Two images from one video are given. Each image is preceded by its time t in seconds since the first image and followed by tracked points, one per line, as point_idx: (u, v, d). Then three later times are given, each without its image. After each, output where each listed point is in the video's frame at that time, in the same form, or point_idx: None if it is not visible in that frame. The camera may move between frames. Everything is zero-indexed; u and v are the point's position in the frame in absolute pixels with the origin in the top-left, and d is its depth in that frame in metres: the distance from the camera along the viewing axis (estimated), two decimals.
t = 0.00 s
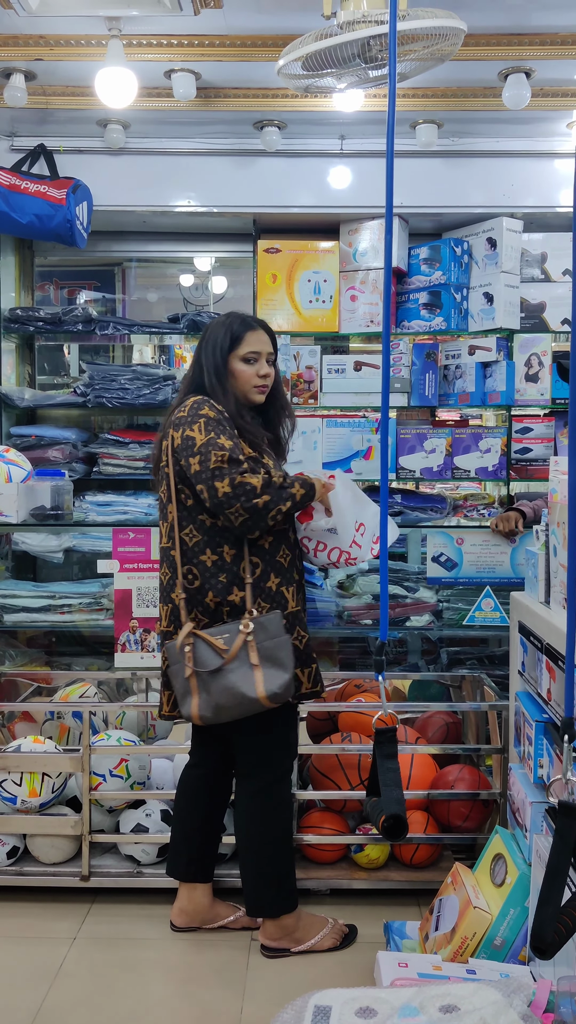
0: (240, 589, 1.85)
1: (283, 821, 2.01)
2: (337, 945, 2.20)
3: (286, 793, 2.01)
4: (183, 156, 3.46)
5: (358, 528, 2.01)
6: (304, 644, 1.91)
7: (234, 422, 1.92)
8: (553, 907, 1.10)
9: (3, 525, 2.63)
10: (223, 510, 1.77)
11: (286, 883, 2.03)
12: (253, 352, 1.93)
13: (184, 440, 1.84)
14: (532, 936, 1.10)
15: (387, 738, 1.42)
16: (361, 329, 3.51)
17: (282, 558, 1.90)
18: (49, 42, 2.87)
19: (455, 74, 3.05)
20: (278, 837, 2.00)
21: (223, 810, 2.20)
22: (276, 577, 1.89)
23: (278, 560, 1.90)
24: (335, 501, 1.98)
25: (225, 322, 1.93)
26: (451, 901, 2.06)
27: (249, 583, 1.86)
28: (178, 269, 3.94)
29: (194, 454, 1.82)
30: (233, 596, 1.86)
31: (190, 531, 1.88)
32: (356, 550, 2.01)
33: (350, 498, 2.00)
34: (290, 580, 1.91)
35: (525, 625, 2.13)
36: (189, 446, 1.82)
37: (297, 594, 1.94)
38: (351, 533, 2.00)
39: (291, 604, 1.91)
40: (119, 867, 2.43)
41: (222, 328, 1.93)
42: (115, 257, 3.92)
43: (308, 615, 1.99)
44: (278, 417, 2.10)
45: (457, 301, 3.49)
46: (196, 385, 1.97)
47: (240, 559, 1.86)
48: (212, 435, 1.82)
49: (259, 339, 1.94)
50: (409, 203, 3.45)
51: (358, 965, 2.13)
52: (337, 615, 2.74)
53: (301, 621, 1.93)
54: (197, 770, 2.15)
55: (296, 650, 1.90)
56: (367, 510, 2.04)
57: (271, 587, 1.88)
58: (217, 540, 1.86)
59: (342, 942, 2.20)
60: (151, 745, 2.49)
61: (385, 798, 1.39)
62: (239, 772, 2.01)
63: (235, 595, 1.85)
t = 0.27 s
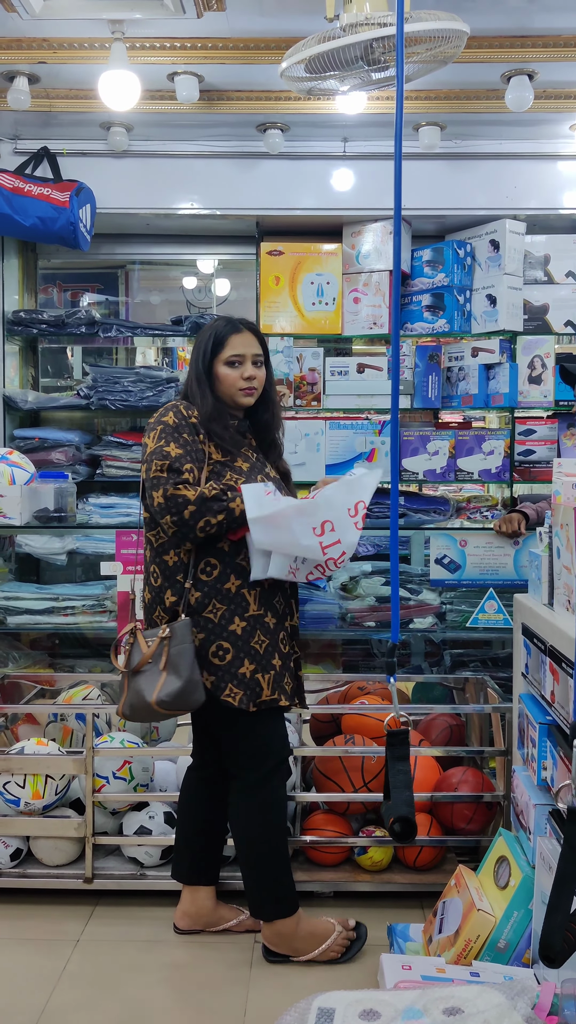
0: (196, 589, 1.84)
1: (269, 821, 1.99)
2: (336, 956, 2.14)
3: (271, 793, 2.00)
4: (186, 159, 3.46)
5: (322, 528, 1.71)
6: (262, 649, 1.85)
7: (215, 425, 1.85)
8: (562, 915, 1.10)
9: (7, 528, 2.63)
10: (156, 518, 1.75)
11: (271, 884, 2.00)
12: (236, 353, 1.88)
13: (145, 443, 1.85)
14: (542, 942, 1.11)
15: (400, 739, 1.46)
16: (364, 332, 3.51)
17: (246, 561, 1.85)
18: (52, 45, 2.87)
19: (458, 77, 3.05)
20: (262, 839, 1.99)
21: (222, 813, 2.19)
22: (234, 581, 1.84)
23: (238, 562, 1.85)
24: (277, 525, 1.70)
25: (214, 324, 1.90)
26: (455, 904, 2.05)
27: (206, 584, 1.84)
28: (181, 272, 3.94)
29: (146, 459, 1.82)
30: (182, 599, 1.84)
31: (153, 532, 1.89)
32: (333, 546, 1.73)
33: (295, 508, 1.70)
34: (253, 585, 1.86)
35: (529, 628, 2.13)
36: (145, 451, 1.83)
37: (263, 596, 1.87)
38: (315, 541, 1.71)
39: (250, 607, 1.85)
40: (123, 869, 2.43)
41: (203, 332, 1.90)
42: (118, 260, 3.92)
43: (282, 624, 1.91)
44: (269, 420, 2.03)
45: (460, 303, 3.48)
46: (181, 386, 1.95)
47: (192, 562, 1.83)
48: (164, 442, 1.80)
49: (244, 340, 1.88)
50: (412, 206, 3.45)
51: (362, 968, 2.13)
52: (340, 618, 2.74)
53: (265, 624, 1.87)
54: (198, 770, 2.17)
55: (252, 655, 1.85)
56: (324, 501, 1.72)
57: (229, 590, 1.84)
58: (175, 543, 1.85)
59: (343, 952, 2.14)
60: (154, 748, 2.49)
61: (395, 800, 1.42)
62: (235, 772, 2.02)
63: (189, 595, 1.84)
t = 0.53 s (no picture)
0: (168, 590, 1.91)
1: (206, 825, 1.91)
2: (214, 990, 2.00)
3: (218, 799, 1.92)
4: (191, 162, 3.47)
5: (272, 512, 1.66)
6: (225, 656, 1.88)
7: (204, 427, 1.88)
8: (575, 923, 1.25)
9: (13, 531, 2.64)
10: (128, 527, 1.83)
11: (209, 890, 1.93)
12: (226, 354, 1.91)
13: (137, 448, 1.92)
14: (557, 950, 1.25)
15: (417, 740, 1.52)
16: (369, 335, 3.51)
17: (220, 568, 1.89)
18: (58, 49, 2.88)
19: (463, 79, 3.06)
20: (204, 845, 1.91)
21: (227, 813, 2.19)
22: (203, 588, 1.88)
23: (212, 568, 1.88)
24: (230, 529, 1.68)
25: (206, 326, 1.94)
26: (460, 907, 2.05)
27: (178, 588, 1.89)
28: (186, 275, 3.95)
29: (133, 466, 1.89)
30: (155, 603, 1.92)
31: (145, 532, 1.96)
32: (291, 522, 1.67)
33: (237, 509, 1.67)
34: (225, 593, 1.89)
35: (535, 630, 2.12)
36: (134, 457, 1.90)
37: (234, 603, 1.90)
38: (269, 528, 1.67)
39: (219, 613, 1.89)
40: (128, 872, 2.42)
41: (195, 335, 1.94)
42: (124, 263, 3.93)
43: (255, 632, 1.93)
44: (264, 419, 2.06)
45: (465, 305, 3.48)
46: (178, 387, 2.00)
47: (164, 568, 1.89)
48: (145, 456, 1.84)
49: (234, 342, 1.92)
50: (418, 208, 3.45)
51: (367, 971, 2.13)
52: (345, 621, 2.73)
53: (233, 631, 1.90)
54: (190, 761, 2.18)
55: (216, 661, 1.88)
56: (266, 483, 1.66)
57: (198, 596, 1.88)
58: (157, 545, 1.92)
59: (228, 992, 2.00)
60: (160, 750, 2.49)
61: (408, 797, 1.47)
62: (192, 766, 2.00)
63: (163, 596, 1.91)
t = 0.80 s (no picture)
0: (160, 595, 1.89)
1: (170, 829, 1.94)
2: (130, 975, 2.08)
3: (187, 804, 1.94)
4: (206, 166, 3.48)
5: (243, 498, 1.64)
6: (209, 663, 1.86)
7: (197, 433, 1.84)
8: None
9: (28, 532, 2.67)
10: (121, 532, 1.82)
11: (163, 885, 1.99)
12: (221, 355, 1.83)
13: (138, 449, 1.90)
14: None
15: (436, 743, 1.66)
16: (383, 337, 3.50)
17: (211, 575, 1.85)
18: (74, 54, 2.90)
19: (478, 83, 3.06)
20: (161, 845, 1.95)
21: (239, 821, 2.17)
22: (190, 595, 1.85)
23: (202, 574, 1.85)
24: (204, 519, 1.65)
25: (202, 325, 1.85)
26: (476, 912, 2.04)
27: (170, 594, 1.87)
28: (200, 278, 3.95)
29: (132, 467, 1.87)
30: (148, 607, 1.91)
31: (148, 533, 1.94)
32: (262, 508, 1.64)
33: (210, 496, 1.65)
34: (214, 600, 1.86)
35: (551, 634, 2.11)
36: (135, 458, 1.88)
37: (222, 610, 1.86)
38: (240, 515, 1.64)
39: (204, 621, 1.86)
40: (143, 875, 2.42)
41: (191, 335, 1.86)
42: (138, 267, 3.94)
43: (247, 637, 1.89)
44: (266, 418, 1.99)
45: (480, 308, 3.48)
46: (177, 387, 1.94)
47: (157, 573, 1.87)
48: (139, 466, 1.80)
49: (230, 342, 1.84)
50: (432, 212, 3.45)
51: (383, 975, 2.12)
52: (360, 623, 2.74)
53: (219, 639, 1.87)
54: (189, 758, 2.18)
55: (200, 668, 1.86)
56: (236, 468, 1.65)
57: (187, 602, 1.86)
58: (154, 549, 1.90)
59: (139, 979, 2.07)
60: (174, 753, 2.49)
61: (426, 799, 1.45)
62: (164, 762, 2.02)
63: (155, 602, 1.89)
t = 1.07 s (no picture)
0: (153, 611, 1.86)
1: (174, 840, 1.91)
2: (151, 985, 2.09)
3: (180, 818, 1.90)
4: (229, 178, 3.50)
5: (311, 450, 1.50)
6: (202, 677, 1.79)
7: (188, 441, 1.79)
8: None
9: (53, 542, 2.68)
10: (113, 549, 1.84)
11: (176, 894, 1.95)
12: (217, 360, 1.77)
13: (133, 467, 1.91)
14: None
15: (462, 754, 1.63)
16: (406, 347, 3.50)
17: (198, 589, 1.80)
18: (98, 67, 2.93)
19: (500, 92, 3.06)
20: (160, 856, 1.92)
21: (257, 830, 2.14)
22: (180, 609, 1.81)
23: (192, 587, 1.80)
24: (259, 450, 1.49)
25: (200, 330, 1.80)
26: (502, 924, 2.03)
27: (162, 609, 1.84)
28: (223, 289, 3.97)
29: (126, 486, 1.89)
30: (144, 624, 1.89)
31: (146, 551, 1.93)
32: (324, 464, 1.49)
33: (276, 440, 1.51)
34: (203, 614, 1.80)
35: None
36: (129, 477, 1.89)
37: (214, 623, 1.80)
38: (301, 460, 1.48)
39: (196, 635, 1.80)
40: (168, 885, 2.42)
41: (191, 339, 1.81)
42: (162, 278, 3.96)
43: (240, 651, 1.81)
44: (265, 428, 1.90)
45: (503, 317, 3.47)
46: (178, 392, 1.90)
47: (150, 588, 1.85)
48: (125, 481, 1.82)
49: (227, 347, 1.78)
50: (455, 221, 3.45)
51: (408, 988, 2.11)
52: (383, 634, 2.72)
53: (211, 652, 1.80)
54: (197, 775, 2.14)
55: (192, 683, 1.80)
56: (314, 426, 1.54)
57: (177, 616, 1.81)
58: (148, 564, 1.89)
59: (160, 988, 2.07)
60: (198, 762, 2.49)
61: (450, 806, 1.59)
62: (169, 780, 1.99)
63: (148, 616, 1.87)
